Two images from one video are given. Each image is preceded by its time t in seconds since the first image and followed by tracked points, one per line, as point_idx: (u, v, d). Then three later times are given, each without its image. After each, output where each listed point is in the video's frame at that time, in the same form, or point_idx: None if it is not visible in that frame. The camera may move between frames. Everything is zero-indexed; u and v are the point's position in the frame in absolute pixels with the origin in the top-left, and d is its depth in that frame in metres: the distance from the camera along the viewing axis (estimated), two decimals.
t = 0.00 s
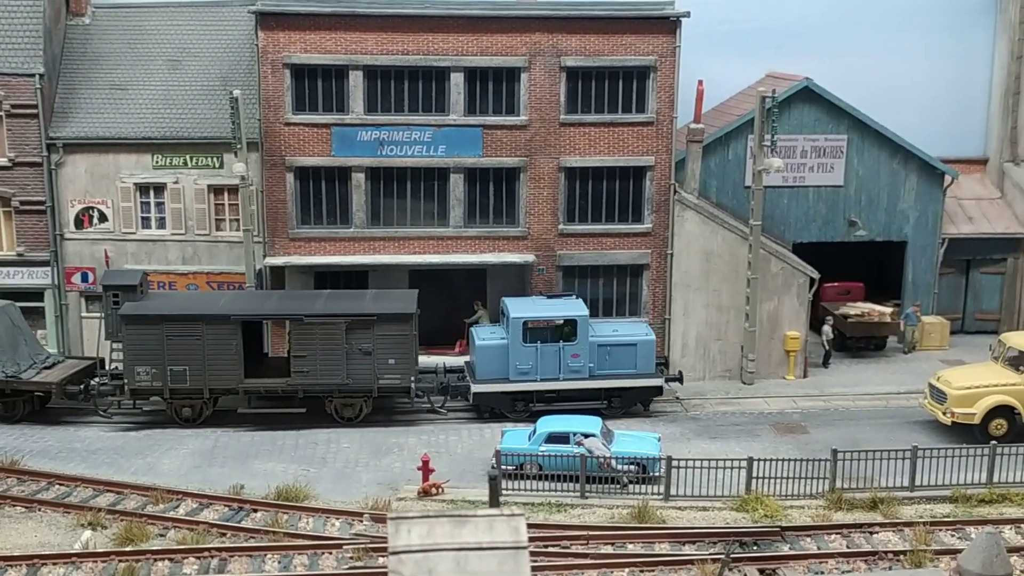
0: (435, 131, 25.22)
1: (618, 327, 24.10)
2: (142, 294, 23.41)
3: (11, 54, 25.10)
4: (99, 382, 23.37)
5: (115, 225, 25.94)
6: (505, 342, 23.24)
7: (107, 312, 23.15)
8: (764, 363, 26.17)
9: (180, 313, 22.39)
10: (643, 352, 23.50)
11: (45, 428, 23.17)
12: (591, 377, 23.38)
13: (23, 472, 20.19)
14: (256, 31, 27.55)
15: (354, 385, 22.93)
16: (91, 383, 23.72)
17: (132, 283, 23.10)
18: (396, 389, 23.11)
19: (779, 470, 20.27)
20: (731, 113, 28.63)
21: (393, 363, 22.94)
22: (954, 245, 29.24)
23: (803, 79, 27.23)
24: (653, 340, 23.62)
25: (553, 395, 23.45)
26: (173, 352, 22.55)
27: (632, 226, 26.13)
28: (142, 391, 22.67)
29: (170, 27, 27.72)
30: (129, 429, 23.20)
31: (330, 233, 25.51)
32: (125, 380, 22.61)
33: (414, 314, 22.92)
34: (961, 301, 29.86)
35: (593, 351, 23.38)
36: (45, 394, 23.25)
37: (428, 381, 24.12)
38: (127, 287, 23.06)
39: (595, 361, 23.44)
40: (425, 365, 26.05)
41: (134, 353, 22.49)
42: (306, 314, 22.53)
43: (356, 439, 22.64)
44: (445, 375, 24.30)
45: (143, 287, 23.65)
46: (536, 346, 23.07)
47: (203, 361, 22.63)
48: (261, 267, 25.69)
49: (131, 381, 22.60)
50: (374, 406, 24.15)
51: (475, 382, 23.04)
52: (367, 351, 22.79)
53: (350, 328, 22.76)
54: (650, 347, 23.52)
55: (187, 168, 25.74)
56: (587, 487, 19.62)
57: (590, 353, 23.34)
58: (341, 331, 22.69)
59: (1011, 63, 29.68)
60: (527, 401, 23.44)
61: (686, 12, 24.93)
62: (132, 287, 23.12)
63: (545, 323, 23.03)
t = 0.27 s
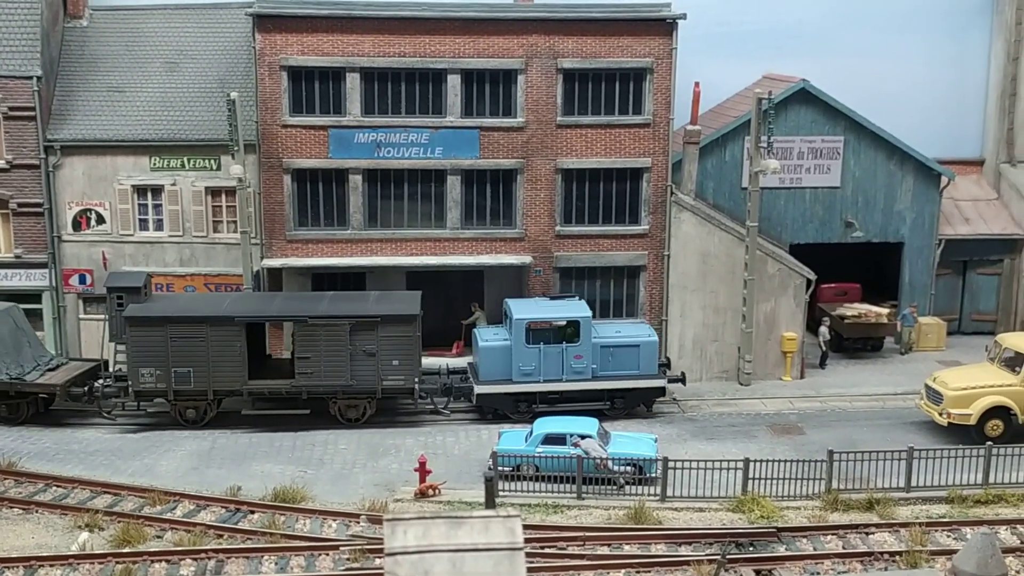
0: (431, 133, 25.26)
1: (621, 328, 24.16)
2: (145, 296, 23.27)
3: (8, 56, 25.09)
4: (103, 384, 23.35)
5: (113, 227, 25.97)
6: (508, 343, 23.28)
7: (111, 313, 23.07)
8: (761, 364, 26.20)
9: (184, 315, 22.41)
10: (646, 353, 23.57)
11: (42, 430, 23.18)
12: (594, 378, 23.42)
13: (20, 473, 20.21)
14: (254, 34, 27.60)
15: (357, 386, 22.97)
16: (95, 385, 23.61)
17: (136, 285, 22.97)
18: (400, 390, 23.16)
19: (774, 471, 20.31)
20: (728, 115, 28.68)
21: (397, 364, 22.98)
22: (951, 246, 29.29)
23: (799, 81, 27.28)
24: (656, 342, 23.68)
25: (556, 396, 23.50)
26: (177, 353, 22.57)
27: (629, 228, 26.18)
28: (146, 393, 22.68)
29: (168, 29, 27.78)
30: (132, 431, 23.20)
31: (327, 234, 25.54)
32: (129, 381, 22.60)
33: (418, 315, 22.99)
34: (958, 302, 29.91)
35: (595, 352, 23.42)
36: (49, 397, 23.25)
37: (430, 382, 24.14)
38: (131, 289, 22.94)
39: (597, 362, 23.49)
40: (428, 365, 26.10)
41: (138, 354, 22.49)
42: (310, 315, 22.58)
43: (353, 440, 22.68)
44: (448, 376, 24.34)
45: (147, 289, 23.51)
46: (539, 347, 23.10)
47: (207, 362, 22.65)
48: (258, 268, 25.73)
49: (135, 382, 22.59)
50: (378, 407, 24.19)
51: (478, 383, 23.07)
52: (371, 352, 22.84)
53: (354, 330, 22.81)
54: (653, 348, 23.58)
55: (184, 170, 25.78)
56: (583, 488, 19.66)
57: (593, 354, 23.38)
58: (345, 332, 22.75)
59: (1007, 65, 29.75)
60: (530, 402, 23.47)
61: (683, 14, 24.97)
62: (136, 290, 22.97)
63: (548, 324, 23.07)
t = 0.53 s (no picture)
0: (430, 134, 25.26)
1: (625, 329, 24.14)
2: (149, 298, 23.30)
3: (6, 57, 25.08)
4: (107, 385, 23.12)
5: (111, 228, 25.95)
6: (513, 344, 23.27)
7: (115, 316, 22.93)
8: (759, 364, 26.18)
9: (188, 317, 22.37)
10: (651, 353, 23.55)
11: (40, 431, 23.15)
12: (598, 379, 23.41)
13: (18, 475, 20.18)
14: (252, 35, 27.59)
15: (362, 387, 22.96)
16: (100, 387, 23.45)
17: (140, 287, 22.95)
18: (404, 391, 23.15)
19: (773, 472, 20.30)
20: (726, 115, 28.68)
21: (401, 365, 22.96)
22: (949, 247, 29.29)
23: (798, 81, 27.27)
24: (660, 342, 23.65)
25: (560, 397, 23.49)
26: (181, 355, 22.56)
27: (627, 228, 26.20)
28: (151, 394, 22.69)
29: (165, 30, 27.77)
30: (137, 433, 23.18)
31: (326, 235, 25.53)
32: (134, 383, 22.59)
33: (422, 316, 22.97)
34: (956, 303, 29.92)
35: (600, 353, 23.41)
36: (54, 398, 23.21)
37: (435, 382, 24.12)
38: (135, 291, 22.88)
39: (602, 362, 23.47)
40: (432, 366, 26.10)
41: (143, 356, 22.48)
42: (315, 316, 22.56)
43: (352, 441, 22.66)
44: (452, 377, 24.33)
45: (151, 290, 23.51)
46: (543, 348, 23.10)
47: (212, 363, 22.64)
48: (257, 270, 25.74)
49: (139, 384, 22.58)
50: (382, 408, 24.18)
51: (482, 384, 23.06)
52: (375, 353, 22.83)
53: (358, 331, 22.78)
54: (657, 349, 23.56)
55: (182, 171, 25.76)
56: (582, 489, 19.65)
57: (597, 355, 23.37)
58: (350, 333, 22.72)
59: (1006, 65, 29.76)
60: (534, 403, 23.46)
61: (681, 15, 24.97)
62: (141, 292, 22.94)
63: (553, 325, 23.07)
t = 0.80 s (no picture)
0: (428, 134, 25.23)
1: (630, 329, 24.10)
2: (154, 298, 23.29)
3: (3, 57, 25.06)
4: (112, 385, 23.07)
5: (109, 228, 25.91)
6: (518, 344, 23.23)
7: (119, 316, 23.11)
8: (758, 364, 26.15)
9: (193, 316, 22.34)
10: (655, 353, 23.52)
11: (38, 431, 23.09)
12: (603, 379, 23.38)
13: (16, 476, 20.13)
14: (250, 34, 27.54)
15: (367, 388, 22.93)
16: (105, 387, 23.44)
17: (145, 286, 22.98)
18: (409, 391, 23.13)
19: (771, 472, 20.27)
20: (725, 115, 28.65)
21: (407, 365, 22.93)
22: (948, 247, 29.26)
23: (797, 81, 27.24)
24: (665, 343, 23.62)
25: (565, 396, 23.45)
26: (186, 355, 22.52)
27: (626, 229, 26.18)
28: (156, 394, 22.63)
29: (164, 30, 27.74)
30: (141, 433, 23.14)
31: (324, 235, 25.50)
32: (138, 383, 22.54)
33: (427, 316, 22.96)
34: (956, 303, 29.89)
35: (605, 353, 23.40)
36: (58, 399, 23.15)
37: (440, 382, 24.09)
38: (139, 290, 22.93)
39: (607, 362, 23.44)
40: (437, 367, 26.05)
41: (148, 356, 22.45)
42: (320, 316, 22.54)
43: (350, 442, 22.63)
44: (457, 377, 24.32)
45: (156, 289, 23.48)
46: (548, 348, 23.07)
47: (217, 363, 22.60)
48: (256, 270, 25.75)
49: (144, 384, 22.54)
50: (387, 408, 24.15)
51: (488, 384, 22.99)
52: (381, 353, 22.81)
53: (363, 331, 22.75)
54: (662, 349, 23.53)
55: (181, 171, 25.73)
56: (580, 489, 19.60)
57: (602, 355, 23.35)
58: (355, 333, 22.69)
59: (1005, 66, 29.74)
60: (539, 403, 23.39)
61: (680, 15, 24.95)
62: (145, 291, 22.97)
63: (557, 325, 23.06)
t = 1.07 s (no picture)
0: (425, 136, 25.23)
1: (632, 331, 24.10)
2: (156, 300, 23.66)
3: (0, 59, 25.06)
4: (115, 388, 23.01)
5: (106, 230, 25.91)
6: (521, 346, 23.24)
7: (124, 317, 23.53)
8: (756, 366, 26.14)
9: (196, 319, 22.32)
10: (658, 354, 23.51)
11: (35, 433, 23.09)
12: (606, 381, 23.36)
13: (13, 478, 20.11)
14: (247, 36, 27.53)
15: (371, 390, 22.93)
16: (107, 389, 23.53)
17: (147, 289, 23.33)
18: (412, 393, 23.13)
19: (768, 474, 20.26)
20: (723, 117, 28.65)
21: (410, 367, 22.95)
22: (945, 248, 29.25)
23: (794, 83, 27.25)
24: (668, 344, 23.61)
25: (568, 398, 23.42)
26: (190, 357, 22.49)
27: (623, 230, 26.20)
28: (159, 397, 22.58)
29: (161, 32, 27.73)
30: (144, 436, 23.14)
31: (321, 237, 25.49)
32: (141, 386, 22.48)
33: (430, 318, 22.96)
34: (953, 304, 29.90)
35: (608, 355, 23.39)
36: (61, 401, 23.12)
37: (443, 384, 24.17)
38: (142, 293, 23.31)
39: (610, 364, 23.43)
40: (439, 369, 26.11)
41: (151, 358, 22.40)
42: (323, 318, 22.52)
43: (347, 444, 22.63)
44: (460, 379, 24.30)
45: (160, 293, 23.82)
46: (551, 350, 23.06)
47: (220, 366, 22.57)
48: (253, 272, 25.78)
49: (147, 387, 22.47)
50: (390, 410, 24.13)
51: (490, 386, 23.02)
52: (384, 355, 22.82)
53: (367, 332, 22.74)
54: (665, 350, 23.52)
55: (178, 173, 25.72)
56: (577, 492, 19.59)
57: (605, 356, 23.35)
58: (358, 335, 22.66)
59: (1002, 67, 29.75)
60: (542, 405, 23.35)
61: (677, 17, 24.94)
62: (148, 293, 23.41)
63: (560, 327, 23.04)
